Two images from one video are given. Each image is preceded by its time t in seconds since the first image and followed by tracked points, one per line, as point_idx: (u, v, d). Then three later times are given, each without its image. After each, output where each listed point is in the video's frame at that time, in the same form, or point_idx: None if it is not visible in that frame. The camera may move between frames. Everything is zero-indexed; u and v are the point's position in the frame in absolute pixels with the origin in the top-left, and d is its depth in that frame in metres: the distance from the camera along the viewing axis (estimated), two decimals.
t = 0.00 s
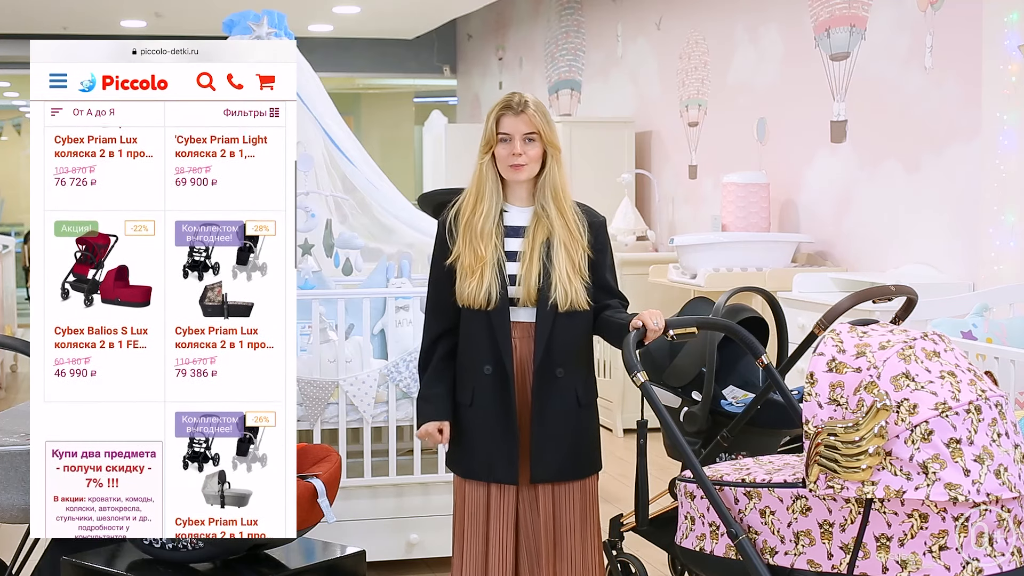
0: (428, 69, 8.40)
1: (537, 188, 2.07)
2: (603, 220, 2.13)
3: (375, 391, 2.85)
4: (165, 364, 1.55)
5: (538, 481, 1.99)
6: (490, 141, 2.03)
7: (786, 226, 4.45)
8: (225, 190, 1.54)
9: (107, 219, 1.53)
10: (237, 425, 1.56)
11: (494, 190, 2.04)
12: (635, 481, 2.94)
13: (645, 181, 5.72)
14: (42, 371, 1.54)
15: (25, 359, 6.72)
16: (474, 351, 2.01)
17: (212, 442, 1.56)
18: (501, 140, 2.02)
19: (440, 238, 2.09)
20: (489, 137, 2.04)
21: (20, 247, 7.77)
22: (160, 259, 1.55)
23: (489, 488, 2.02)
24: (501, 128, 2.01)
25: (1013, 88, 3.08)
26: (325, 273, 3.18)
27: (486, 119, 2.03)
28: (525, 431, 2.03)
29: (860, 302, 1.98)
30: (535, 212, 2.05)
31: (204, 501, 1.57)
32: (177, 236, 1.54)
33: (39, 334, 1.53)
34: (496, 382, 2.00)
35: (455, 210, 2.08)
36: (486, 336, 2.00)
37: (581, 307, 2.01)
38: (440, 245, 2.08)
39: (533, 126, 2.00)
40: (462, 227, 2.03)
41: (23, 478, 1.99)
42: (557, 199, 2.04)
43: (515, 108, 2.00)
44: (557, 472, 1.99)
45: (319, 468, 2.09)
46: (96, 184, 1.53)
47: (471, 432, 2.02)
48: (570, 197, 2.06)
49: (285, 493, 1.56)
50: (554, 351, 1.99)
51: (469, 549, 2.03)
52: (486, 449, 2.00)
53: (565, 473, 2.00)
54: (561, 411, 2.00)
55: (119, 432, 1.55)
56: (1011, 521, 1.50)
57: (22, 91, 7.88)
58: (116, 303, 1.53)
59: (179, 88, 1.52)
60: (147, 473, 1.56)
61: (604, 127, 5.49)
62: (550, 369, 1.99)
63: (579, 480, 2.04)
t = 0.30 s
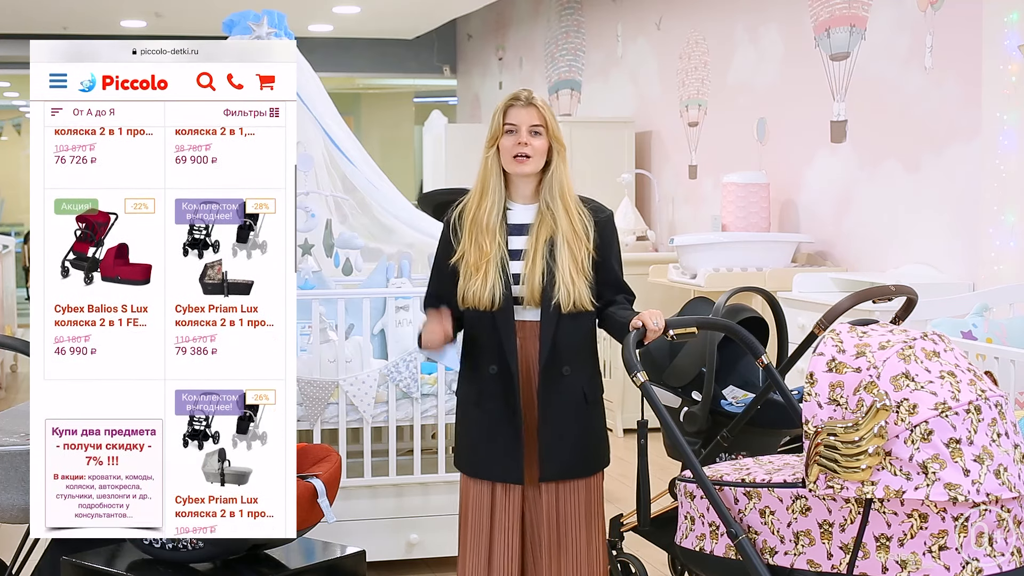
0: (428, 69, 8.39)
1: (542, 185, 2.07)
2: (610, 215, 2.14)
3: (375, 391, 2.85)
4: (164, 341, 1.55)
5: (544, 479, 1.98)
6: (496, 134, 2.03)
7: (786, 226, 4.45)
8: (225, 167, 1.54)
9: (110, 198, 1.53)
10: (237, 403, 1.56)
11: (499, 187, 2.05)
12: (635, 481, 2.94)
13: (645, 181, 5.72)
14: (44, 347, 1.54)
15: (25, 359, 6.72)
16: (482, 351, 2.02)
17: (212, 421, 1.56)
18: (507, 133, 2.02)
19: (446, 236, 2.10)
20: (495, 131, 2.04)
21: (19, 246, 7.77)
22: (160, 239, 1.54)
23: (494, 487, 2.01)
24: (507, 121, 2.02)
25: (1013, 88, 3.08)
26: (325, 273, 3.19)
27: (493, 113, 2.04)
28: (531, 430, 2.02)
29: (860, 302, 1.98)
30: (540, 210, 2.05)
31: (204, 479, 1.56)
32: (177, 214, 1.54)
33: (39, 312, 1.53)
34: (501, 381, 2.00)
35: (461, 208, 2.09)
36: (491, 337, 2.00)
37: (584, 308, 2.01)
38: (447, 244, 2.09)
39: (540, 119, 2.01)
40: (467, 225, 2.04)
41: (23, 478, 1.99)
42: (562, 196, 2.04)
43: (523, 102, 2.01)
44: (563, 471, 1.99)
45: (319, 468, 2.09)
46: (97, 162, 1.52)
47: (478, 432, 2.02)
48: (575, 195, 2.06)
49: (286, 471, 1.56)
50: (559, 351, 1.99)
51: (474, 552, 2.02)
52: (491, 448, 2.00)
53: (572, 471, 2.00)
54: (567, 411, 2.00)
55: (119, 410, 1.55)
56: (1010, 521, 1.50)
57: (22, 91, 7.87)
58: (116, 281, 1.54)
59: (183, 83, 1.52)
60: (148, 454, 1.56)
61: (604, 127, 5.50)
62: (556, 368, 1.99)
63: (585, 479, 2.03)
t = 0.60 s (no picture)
0: (428, 69, 8.39)
1: (553, 184, 2.07)
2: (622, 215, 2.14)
3: (376, 391, 2.84)
4: (163, 320, 1.49)
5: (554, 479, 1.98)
6: (506, 137, 2.03)
7: (786, 226, 4.45)
8: (223, 152, 1.47)
9: (107, 179, 1.47)
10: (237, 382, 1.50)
11: (510, 188, 2.05)
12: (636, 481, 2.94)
13: (645, 181, 5.72)
14: (45, 331, 1.47)
15: (24, 359, 6.71)
16: (493, 349, 2.01)
17: (214, 405, 1.50)
18: (516, 136, 2.02)
19: (456, 235, 2.10)
20: (505, 134, 2.04)
21: (19, 247, 7.77)
22: (157, 219, 1.48)
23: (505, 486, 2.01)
24: (516, 124, 2.02)
25: (1013, 88, 3.08)
26: (325, 273, 3.21)
27: (501, 116, 2.04)
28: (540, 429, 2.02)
29: (860, 302, 1.98)
30: (552, 208, 2.05)
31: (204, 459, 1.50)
32: (178, 192, 1.48)
33: (42, 298, 1.46)
34: (512, 379, 2.00)
35: (471, 209, 2.09)
36: (503, 334, 2.00)
37: (596, 305, 2.01)
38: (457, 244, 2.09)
39: (549, 120, 2.00)
40: (477, 226, 2.04)
41: (23, 478, 1.99)
42: (574, 195, 2.04)
43: (531, 104, 2.00)
44: (573, 471, 1.99)
45: (319, 468, 2.09)
46: (94, 142, 1.46)
47: (488, 429, 2.01)
48: (586, 193, 2.06)
49: (286, 446, 1.49)
50: (570, 349, 1.99)
51: (485, 558, 2.02)
52: (502, 447, 2.00)
53: (581, 471, 2.00)
54: (579, 410, 2.00)
55: (121, 395, 1.49)
56: (1010, 521, 1.50)
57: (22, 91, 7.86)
58: (117, 258, 1.47)
59: (183, 83, 1.47)
60: (148, 440, 1.49)
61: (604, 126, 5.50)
62: (567, 367, 1.99)
63: (595, 478, 2.03)
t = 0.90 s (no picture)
0: (428, 69, 8.39)
1: (566, 186, 2.07)
2: (636, 216, 2.13)
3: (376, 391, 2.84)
4: (163, 320, 1.16)
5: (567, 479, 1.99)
6: (517, 141, 2.04)
7: (786, 227, 4.45)
8: (226, 162, 1.16)
9: (106, 182, 1.15)
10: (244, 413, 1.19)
11: (522, 191, 2.06)
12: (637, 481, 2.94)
13: (645, 181, 5.72)
14: (46, 328, 1.15)
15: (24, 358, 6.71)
16: (507, 350, 2.02)
17: (221, 427, 1.17)
18: (527, 140, 2.03)
19: (473, 241, 2.12)
20: (516, 138, 2.05)
21: (19, 246, 7.77)
22: (156, 219, 1.15)
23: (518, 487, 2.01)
24: (527, 128, 2.02)
25: (1013, 88, 3.08)
26: (325, 273, 3.19)
27: (512, 119, 2.05)
28: (554, 430, 2.02)
29: (860, 302, 1.98)
30: (564, 210, 2.05)
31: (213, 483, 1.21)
32: (184, 194, 1.15)
33: (41, 310, 1.15)
34: (526, 381, 2.00)
35: (485, 213, 2.11)
36: (516, 335, 2.00)
37: (610, 305, 2.01)
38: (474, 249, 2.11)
39: (560, 125, 2.00)
40: (491, 229, 2.05)
41: (23, 478, 1.99)
42: (586, 197, 2.04)
43: (541, 108, 2.00)
44: (586, 472, 1.99)
45: (319, 468, 2.09)
46: (95, 139, 1.15)
47: (502, 430, 2.01)
48: (599, 195, 2.06)
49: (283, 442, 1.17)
50: (583, 351, 1.98)
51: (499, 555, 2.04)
52: (515, 448, 2.00)
53: (594, 472, 2.00)
54: (593, 411, 2.00)
55: (121, 398, 1.17)
56: (1011, 521, 1.50)
57: (22, 91, 7.85)
58: (112, 270, 1.15)
59: (184, 83, 1.15)
60: (148, 440, 1.17)
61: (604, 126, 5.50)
62: (580, 368, 1.99)
63: (608, 479, 2.03)
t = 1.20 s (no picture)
0: (428, 69, 8.39)
1: (570, 184, 2.08)
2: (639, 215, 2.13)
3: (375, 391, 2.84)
4: (163, 319, 1.11)
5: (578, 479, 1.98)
6: (522, 138, 2.04)
7: (786, 227, 4.45)
8: (227, 160, 1.11)
9: (106, 181, 1.10)
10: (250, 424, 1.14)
11: (527, 189, 2.06)
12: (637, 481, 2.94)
13: (645, 181, 5.72)
14: (45, 326, 1.11)
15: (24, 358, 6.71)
16: (514, 351, 2.01)
17: (226, 429, 1.13)
18: (532, 137, 2.03)
19: (477, 241, 2.11)
20: (521, 135, 2.05)
21: (19, 246, 7.77)
22: (156, 217, 1.11)
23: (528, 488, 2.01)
24: (532, 125, 2.02)
25: (1013, 88, 3.08)
26: (325, 273, 3.20)
27: (517, 116, 2.05)
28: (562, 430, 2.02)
29: (860, 301, 1.98)
30: (569, 209, 2.05)
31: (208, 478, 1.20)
32: (186, 192, 1.11)
33: (41, 309, 1.10)
34: (534, 381, 1.99)
35: (489, 212, 2.10)
36: (523, 336, 2.00)
37: (615, 305, 2.01)
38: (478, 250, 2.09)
39: (566, 121, 2.01)
40: (496, 228, 2.04)
41: (23, 478, 1.98)
42: (591, 196, 2.04)
43: (547, 104, 2.01)
44: (596, 471, 1.99)
45: (319, 468, 2.09)
46: (95, 138, 1.10)
47: (511, 432, 2.01)
48: (603, 194, 2.06)
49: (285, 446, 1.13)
50: (589, 350, 1.99)
51: (505, 559, 2.02)
52: (524, 449, 1.99)
53: (603, 470, 2.00)
54: (601, 410, 2.01)
55: (122, 399, 1.12)
56: (1011, 521, 1.50)
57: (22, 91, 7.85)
58: (112, 270, 1.10)
59: (184, 82, 1.11)
60: (148, 439, 1.12)
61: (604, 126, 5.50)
62: (588, 367, 1.99)
63: (616, 477, 2.04)
